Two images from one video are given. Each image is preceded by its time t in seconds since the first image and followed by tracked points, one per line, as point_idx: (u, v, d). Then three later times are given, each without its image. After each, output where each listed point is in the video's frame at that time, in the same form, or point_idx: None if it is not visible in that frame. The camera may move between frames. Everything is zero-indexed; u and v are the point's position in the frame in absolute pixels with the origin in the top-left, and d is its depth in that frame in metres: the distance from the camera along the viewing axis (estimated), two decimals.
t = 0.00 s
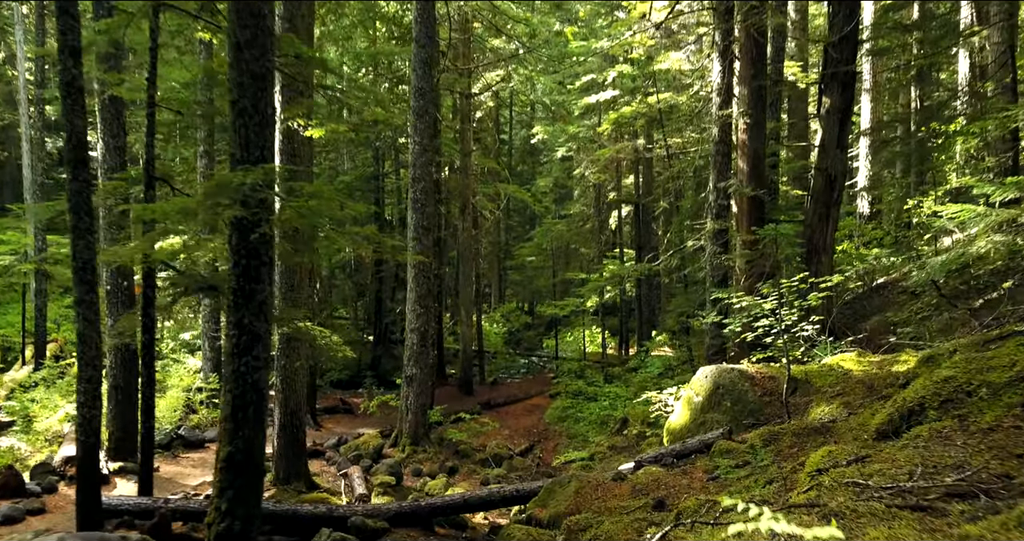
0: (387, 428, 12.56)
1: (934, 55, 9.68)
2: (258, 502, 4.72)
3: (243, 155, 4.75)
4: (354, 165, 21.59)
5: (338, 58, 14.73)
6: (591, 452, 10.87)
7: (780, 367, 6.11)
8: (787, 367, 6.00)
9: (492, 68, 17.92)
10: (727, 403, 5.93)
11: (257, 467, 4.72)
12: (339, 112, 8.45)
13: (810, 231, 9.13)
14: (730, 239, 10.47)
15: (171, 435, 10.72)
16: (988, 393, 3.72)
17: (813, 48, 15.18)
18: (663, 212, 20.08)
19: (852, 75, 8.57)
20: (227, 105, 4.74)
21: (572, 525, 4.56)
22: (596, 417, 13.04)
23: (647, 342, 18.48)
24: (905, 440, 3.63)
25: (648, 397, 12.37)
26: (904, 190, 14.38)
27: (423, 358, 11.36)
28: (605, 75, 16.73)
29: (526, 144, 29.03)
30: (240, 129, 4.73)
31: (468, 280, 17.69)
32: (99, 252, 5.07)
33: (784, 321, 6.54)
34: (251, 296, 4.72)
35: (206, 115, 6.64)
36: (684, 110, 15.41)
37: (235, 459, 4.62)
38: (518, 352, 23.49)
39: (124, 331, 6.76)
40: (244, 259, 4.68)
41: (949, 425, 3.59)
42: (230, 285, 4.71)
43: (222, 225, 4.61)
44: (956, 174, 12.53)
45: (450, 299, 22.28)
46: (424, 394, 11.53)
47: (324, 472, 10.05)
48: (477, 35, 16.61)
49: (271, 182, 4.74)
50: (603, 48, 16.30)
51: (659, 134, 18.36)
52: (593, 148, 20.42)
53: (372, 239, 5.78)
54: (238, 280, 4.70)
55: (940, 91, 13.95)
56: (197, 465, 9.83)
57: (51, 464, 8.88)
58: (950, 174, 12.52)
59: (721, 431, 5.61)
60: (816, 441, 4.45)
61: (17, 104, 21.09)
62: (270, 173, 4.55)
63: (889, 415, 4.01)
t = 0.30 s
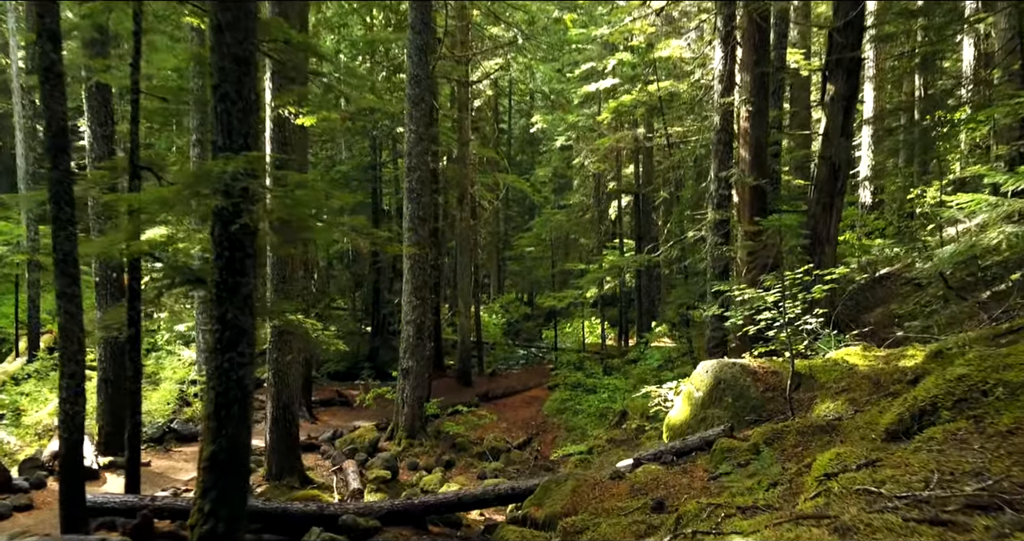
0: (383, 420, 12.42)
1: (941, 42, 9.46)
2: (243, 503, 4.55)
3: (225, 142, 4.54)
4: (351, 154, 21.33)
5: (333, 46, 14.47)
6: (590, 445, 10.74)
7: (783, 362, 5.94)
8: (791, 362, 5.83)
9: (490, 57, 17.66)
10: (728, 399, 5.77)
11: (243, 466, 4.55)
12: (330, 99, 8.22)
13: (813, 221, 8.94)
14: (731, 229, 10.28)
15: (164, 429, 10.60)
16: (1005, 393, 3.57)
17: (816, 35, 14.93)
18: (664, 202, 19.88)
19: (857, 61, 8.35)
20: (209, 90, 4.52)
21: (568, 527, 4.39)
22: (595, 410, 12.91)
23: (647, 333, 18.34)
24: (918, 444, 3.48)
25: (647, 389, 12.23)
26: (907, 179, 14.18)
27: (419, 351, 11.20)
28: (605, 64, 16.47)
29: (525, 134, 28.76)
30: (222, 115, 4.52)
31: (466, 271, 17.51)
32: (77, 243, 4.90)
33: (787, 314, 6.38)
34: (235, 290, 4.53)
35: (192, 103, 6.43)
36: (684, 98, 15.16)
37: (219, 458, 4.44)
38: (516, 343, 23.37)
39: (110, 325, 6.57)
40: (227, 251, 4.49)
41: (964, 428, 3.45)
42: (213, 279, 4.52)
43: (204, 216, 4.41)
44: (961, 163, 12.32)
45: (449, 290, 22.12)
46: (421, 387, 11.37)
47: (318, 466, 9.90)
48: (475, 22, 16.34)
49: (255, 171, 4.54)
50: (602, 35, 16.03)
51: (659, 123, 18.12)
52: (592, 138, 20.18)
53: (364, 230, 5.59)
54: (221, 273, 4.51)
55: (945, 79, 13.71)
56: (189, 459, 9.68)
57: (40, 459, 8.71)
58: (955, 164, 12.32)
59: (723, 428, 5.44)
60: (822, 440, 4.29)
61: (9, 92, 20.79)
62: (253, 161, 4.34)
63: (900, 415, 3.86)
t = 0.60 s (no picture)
0: (379, 413, 12.27)
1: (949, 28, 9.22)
2: (227, 505, 4.39)
3: (207, 130, 4.34)
4: (348, 143, 21.09)
5: (329, 33, 14.21)
6: (588, 439, 10.61)
7: (787, 357, 5.76)
8: (795, 357, 5.66)
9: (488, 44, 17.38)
10: (730, 395, 5.61)
11: (227, 467, 4.39)
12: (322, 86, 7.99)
13: (816, 212, 8.75)
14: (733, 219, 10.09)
15: (156, 422, 10.47)
16: None
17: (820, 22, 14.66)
18: (664, 192, 19.67)
19: (862, 47, 8.13)
20: (189, 75, 4.33)
21: (563, 531, 4.24)
22: (594, 402, 12.77)
23: (647, 324, 18.18)
24: (932, 448, 3.32)
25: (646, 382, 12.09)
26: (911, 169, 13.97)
27: (415, 343, 11.03)
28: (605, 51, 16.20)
29: (525, 123, 28.54)
30: (202, 102, 4.32)
31: (464, 261, 17.32)
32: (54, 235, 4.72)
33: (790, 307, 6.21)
34: (217, 284, 4.35)
35: (178, 90, 6.21)
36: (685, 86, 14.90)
37: (202, 458, 4.28)
38: (515, 334, 23.23)
39: (95, 318, 6.38)
40: (209, 243, 4.30)
41: (981, 432, 3.30)
42: (194, 272, 4.34)
43: (184, 206, 4.23)
44: (967, 152, 12.11)
45: (447, 281, 21.94)
46: (417, 379, 11.21)
47: (312, 460, 9.75)
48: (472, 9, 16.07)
49: (238, 159, 4.34)
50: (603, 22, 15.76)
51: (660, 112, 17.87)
52: (592, 126, 19.92)
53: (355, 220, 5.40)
54: (202, 266, 4.33)
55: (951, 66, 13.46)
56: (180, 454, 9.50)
57: (28, 454, 8.54)
58: (961, 153, 12.10)
59: (724, 425, 5.28)
60: (827, 440, 4.13)
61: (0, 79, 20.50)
62: (235, 150, 4.15)
63: (912, 416, 3.69)
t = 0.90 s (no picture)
0: (375, 406, 12.12)
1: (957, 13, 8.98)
2: (209, 507, 4.23)
3: (186, 117, 4.15)
4: (345, 132, 20.85)
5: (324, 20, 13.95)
6: (586, 432, 10.48)
7: (791, 352, 5.59)
8: (800, 352, 5.49)
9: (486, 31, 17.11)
10: (732, 391, 5.46)
11: (209, 468, 4.23)
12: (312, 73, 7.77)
13: (820, 202, 8.55)
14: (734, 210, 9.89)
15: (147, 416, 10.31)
16: None
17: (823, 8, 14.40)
18: (664, 182, 19.45)
19: (868, 33, 7.91)
20: (167, 60, 4.14)
21: (559, 534, 4.07)
22: (593, 395, 12.63)
23: (646, 316, 18.01)
24: (948, 453, 3.16)
25: (646, 374, 11.96)
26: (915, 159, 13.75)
27: (411, 335, 10.87)
28: (605, 38, 15.93)
29: (524, 112, 28.26)
30: (181, 88, 4.13)
31: (462, 252, 17.12)
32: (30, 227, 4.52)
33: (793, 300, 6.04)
34: (198, 278, 4.17)
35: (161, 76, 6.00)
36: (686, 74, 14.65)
37: (182, 459, 4.12)
38: (514, 325, 23.08)
39: (78, 312, 6.19)
40: (189, 235, 4.13)
41: (1000, 436, 3.14)
42: (174, 266, 4.16)
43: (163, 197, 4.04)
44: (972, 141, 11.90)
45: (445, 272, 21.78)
46: (413, 372, 11.04)
47: (307, 454, 9.60)
48: None
49: (219, 148, 4.15)
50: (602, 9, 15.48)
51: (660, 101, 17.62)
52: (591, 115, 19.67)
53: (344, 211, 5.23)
54: (182, 259, 4.15)
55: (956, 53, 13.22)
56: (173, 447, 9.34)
57: (16, 449, 8.38)
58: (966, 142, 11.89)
59: (726, 423, 5.11)
60: (834, 440, 3.97)
61: None
62: (214, 137, 3.97)
63: (927, 418, 3.53)
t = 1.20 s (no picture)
0: (371, 398, 11.97)
1: None
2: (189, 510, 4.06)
3: (161, 101, 3.93)
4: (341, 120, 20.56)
5: (318, 5, 13.66)
6: (584, 425, 10.33)
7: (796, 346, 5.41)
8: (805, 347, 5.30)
9: (483, 17, 16.81)
10: (734, 387, 5.28)
11: (189, 470, 4.04)
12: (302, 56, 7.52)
13: (824, 191, 8.34)
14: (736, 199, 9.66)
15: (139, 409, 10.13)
16: None
17: None
18: (664, 171, 19.22)
19: (874, 17, 7.69)
20: (140, 41, 3.91)
21: None
22: (592, 386, 12.47)
23: (646, 306, 17.83)
24: (969, 462, 2.98)
25: (645, 366, 11.79)
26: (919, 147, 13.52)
27: (407, 327, 10.70)
28: (604, 24, 15.65)
29: (522, 100, 27.95)
30: (155, 70, 3.90)
31: (459, 242, 16.90)
32: None
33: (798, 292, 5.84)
34: (175, 271, 3.97)
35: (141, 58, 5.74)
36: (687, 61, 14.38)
37: (160, 461, 3.93)
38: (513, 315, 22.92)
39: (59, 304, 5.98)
40: (166, 226, 3.93)
41: None
42: (150, 258, 3.96)
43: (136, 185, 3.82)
44: (979, 128, 11.66)
45: (443, 261, 21.58)
46: (408, 364, 10.87)
47: (300, 448, 9.45)
48: None
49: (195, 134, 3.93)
50: None
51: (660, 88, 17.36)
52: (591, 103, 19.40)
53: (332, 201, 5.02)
54: (158, 251, 3.94)
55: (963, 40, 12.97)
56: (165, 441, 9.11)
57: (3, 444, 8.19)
58: (973, 130, 11.65)
59: (729, 420, 4.92)
60: (842, 442, 3.79)
61: None
62: (189, 123, 3.75)
63: (946, 423, 3.34)
